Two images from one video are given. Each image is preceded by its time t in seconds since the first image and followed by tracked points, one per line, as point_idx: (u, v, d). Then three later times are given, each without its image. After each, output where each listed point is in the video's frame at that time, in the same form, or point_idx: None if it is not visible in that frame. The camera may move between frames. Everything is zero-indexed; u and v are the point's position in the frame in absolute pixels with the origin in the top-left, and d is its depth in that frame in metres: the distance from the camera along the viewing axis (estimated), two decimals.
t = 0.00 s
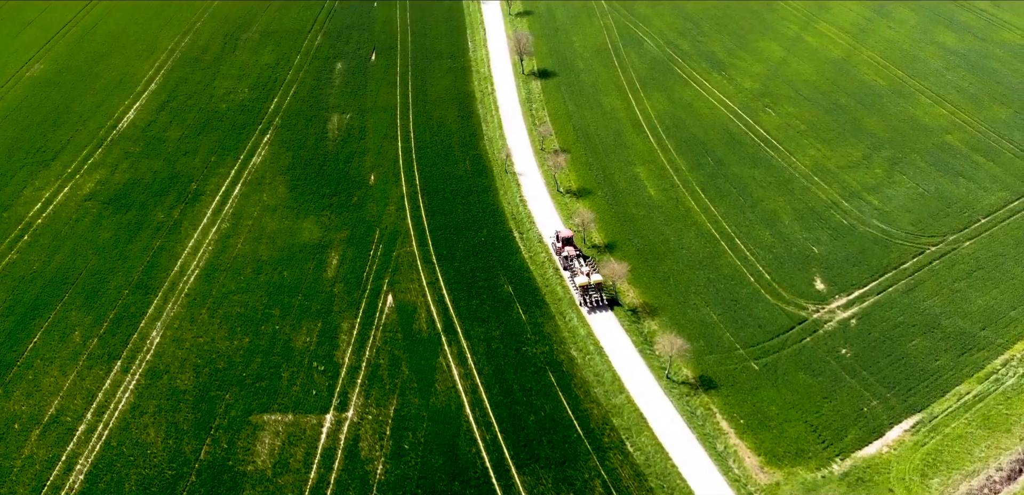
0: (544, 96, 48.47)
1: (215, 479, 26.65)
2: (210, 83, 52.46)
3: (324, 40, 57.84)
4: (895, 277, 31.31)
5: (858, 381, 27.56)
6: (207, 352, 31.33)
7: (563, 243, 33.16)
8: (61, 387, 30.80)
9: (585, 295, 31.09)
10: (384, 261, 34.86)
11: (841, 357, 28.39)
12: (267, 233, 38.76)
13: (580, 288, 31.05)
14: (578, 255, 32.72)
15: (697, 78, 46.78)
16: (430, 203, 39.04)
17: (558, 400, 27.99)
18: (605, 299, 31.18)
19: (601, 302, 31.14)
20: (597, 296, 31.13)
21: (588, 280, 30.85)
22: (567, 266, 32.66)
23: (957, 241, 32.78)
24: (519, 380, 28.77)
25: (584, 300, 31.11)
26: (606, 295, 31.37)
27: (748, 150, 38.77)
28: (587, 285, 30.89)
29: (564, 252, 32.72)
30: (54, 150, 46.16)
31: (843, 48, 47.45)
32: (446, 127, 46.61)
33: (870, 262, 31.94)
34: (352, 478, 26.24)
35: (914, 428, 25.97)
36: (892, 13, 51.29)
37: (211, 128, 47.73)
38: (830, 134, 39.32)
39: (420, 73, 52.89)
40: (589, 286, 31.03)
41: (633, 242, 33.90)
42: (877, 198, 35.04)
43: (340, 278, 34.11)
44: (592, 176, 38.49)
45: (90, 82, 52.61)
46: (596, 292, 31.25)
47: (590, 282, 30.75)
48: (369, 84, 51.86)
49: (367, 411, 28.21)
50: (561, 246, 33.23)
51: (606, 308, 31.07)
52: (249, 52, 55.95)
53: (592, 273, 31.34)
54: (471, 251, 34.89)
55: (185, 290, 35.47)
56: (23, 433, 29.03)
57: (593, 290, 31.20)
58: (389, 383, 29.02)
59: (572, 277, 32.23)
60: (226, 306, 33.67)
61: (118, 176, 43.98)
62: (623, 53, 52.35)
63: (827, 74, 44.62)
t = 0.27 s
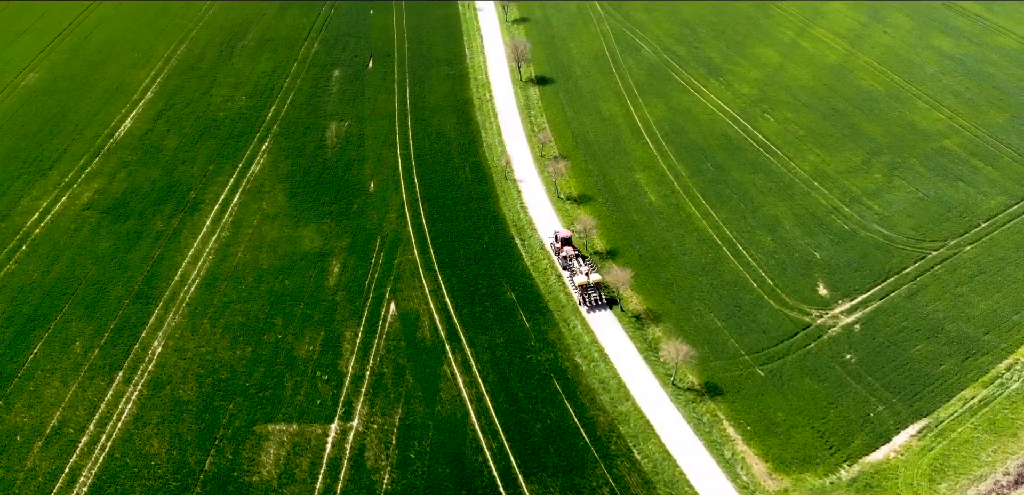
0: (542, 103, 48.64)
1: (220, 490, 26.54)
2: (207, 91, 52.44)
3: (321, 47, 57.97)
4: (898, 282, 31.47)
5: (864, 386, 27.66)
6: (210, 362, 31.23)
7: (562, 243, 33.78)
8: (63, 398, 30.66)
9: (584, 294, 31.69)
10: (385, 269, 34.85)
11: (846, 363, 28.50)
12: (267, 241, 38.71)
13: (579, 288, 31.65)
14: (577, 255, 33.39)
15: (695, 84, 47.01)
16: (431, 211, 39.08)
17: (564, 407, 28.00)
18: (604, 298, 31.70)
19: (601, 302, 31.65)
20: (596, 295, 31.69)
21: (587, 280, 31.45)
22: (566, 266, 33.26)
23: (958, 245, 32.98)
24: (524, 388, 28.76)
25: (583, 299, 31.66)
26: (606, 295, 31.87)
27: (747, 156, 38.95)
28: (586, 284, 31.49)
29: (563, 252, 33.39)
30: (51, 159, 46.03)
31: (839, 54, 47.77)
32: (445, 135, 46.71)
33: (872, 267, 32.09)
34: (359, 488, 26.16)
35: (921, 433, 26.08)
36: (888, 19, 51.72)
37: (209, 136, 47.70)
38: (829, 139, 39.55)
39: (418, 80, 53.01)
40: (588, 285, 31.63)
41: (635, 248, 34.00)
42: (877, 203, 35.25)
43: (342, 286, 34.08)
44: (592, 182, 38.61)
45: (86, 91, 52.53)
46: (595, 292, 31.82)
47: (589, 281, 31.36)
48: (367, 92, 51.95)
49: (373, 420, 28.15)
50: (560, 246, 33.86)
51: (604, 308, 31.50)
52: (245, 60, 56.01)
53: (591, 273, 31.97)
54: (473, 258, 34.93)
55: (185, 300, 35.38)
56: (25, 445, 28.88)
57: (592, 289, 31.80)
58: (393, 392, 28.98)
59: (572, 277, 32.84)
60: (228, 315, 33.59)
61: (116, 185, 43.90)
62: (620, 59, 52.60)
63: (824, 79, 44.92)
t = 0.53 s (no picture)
0: (542, 111, 48.85)
1: None
2: (205, 101, 52.52)
3: (319, 57, 58.16)
4: (901, 289, 31.61)
5: (870, 393, 27.72)
6: (213, 374, 31.14)
7: (561, 245, 34.26)
8: (65, 411, 30.54)
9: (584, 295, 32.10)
10: (388, 278, 34.86)
11: (851, 370, 28.58)
12: (268, 252, 38.69)
13: (579, 289, 32.06)
14: (576, 257, 33.65)
15: (694, 92, 47.29)
16: (432, 220, 39.15)
17: (571, 417, 27.99)
18: (604, 299, 32.12)
19: (601, 303, 32.08)
20: (595, 296, 32.11)
21: (587, 281, 31.86)
22: (566, 268, 33.72)
23: (960, 252, 33.18)
24: (530, 397, 28.75)
25: (583, 300, 32.08)
26: (606, 296, 32.30)
27: (748, 163, 39.15)
28: (586, 286, 31.90)
29: (563, 254, 33.85)
30: (50, 171, 45.98)
31: (837, 61, 48.14)
32: (445, 144, 46.83)
33: (875, 274, 32.23)
34: None
35: (928, 440, 26.16)
36: (884, 26, 52.18)
37: (208, 147, 47.73)
38: (828, 146, 39.80)
39: (417, 89, 53.20)
40: (588, 287, 32.04)
41: (638, 256, 34.10)
42: (878, 210, 35.45)
43: (345, 296, 34.07)
44: (594, 191, 38.74)
45: (84, 102, 52.55)
46: (595, 293, 32.23)
47: (589, 283, 31.75)
48: (366, 101, 52.11)
49: (378, 431, 28.09)
50: (560, 248, 34.33)
51: (604, 308, 31.98)
52: (243, 70, 56.15)
53: (591, 274, 32.36)
54: (476, 267, 34.98)
55: (187, 311, 35.31)
56: (28, 459, 28.74)
57: (592, 290, 32.21)
58: (399, 402, 28.93)
59: (572, 278, 33.29)
60: (230, 326, 33.53)
61: (116, 196, 43.87)
62: (619, 67, 52.90)
63: (822, 87, 45.24)
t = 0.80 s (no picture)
0: (543, 120, 49.06)
1: None
2: (205, 111, 52.65)
3: (318, 66, 58.39)
4: (906, 296, 31.73)
5: (878, 401, 27.78)
6: (218, 385, 31.07)
7: (562, 247, 34.68)
8: (69, 423, 30.46)
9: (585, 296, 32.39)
10: (392, 288, 34.89)
11: (859, 377, 28.65)
12: (271, 261, 38.72)
13: (580, 290, 32.36)
14: (576, 259, 34.09)
15: (695, 100, 47.56)
16: (435, 229, 39.23)
17: (579, 426, 27.98)
18: (605, 300, 32.49)
19: (601, 304, 32.46)
20: (597, 297, 32.41)
21: (588, 282, 32.16)
22: (567, 269, 34.12)
23: (964, 258, 33.35)
24: (538, 407, 28.75)
25: (584, 301, 32.42)
26: (606, 297, 32.67)
27: (750, 171, 39.33)
28: (587, 287, 32.20)
29: (563, 256, 34.26)
30: (50, 181, 45.99)
31: (836, 69, 48.47)
32: (447, 153, 46.98)
33: (880, 282, 32.35)
34: None
35: (937, 448, 26.20)
36: (882, 34, 52.60)
37: (209, 156, 47.82)
38: (830, 154, 40.02)
39: (418, 98, 53.40)
40: (589, 288, 32.32)
41: (643, 265, 34.18)
42: (881, 218, 35.62)
43: (350, 306, 34.08)
44: (597, 199, 38.86)
45: (83, 112, 52.65)
46: (596, 293, 32.51)
47: (590, 284, 32.04)
48: (366, 110, 52.30)
49: (386, 442, 28.03)
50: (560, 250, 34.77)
51: (605, 309, 32.38)
52: (243, 79, 56.34)
53: (592, 275, 32.61)
54: (480, 276, 35.03)
55: (191, 322, 35.27)
56: (33, 472, 28.65)
57: (593, 291, 32.49)
58: (406, 413, 28.90)
59: (573, 279, 33.67)
60: (235, 337, 33.49)
61: (117, 207, 43.87)
62: (619, 76, 53.19)
63: (822, 95, 45.56)
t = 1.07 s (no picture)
0: (544, 128, 49.26)
1: None
2: (205, 120, 52.77)
3: (318, 75, 58.60)
4: (912, 303, 31.83)
5: (886, 408, 27.82)
6: (223, 396, 31.02)
7: (563, 250, 35.23)
8: (74, 435, 30.42)
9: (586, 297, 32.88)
10: (397, 297, 34.91)
11: (866, 385, 28.70)
12: (275, 271, 38.74)
13: (582, 291, 32.87)
14: (577, 261, 34.77)
15: (696, 108, 47.81)
16: (439, 238, 39.29)
17: (587, 436, 27.95)
18: (606, 302, 32.98)
19: (602, 305, 32.91)
20: (598, 298, 32.91)
21: (589, 283, 32.69)
22: (568, 271, 34.63)
23: (968, 265, 33.50)
24: (546, 416, 28.75)
25: (585, 303, 32.88)
26: (607, 299, 33.17)
27: (752, 179, 39.50)
28: (588, 288, 32.73)
29: (564, 258, 34.78)
30: (50, 192, 46.01)
31: (836, 77, 48.76)
32: (449, 161, 47.10)
33: (885, 289, 32.46)
34: None
35: (946, 455, 26.23)
36: (881, 42, 52.98)
37: (210, 166, 47.89)
38: (832, 162, 40.22)
39: (419, 107, 53.58)
40: (590, 289, 32.86)
41: (648, 273, 34.27)
42: (885, 225, 35.76)
43: (355, 316, 34.08)
44: (600, 207, 38.98)
45: (82, 122, 52.76)
46: (597, 295, 33.03)
47: (591, 285, 32.60)
48: (367, 119, 52.46)
49: (394, 453, 27.98)
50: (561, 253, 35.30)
51: (606, 311, 32.83)
52: (242, 89, 56.52)
53: (593, 276, 33.19)
54: (484, 285, 35.07)
55: (195, 333, 35.24)
56: (38, 485, 28.59)
57: (594, 293, 33.01)
58: (413, 423, 28.88)
59: (574, 282, 34.16)
60: (239, 347, 33.46)
61: (118, 217, 43.87)
62: (620, 84, 53.45)
63: (822, 102, 45.84)
